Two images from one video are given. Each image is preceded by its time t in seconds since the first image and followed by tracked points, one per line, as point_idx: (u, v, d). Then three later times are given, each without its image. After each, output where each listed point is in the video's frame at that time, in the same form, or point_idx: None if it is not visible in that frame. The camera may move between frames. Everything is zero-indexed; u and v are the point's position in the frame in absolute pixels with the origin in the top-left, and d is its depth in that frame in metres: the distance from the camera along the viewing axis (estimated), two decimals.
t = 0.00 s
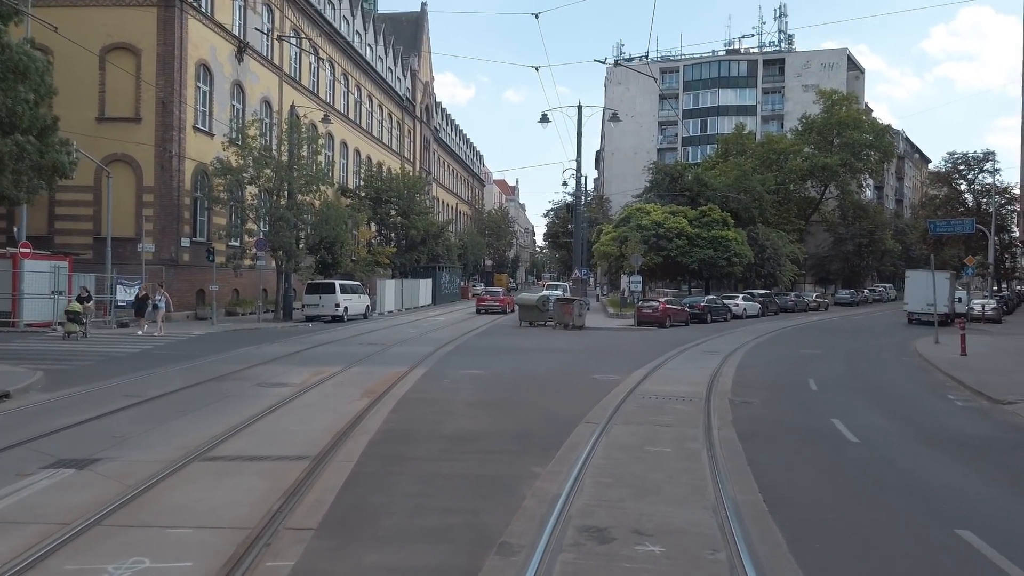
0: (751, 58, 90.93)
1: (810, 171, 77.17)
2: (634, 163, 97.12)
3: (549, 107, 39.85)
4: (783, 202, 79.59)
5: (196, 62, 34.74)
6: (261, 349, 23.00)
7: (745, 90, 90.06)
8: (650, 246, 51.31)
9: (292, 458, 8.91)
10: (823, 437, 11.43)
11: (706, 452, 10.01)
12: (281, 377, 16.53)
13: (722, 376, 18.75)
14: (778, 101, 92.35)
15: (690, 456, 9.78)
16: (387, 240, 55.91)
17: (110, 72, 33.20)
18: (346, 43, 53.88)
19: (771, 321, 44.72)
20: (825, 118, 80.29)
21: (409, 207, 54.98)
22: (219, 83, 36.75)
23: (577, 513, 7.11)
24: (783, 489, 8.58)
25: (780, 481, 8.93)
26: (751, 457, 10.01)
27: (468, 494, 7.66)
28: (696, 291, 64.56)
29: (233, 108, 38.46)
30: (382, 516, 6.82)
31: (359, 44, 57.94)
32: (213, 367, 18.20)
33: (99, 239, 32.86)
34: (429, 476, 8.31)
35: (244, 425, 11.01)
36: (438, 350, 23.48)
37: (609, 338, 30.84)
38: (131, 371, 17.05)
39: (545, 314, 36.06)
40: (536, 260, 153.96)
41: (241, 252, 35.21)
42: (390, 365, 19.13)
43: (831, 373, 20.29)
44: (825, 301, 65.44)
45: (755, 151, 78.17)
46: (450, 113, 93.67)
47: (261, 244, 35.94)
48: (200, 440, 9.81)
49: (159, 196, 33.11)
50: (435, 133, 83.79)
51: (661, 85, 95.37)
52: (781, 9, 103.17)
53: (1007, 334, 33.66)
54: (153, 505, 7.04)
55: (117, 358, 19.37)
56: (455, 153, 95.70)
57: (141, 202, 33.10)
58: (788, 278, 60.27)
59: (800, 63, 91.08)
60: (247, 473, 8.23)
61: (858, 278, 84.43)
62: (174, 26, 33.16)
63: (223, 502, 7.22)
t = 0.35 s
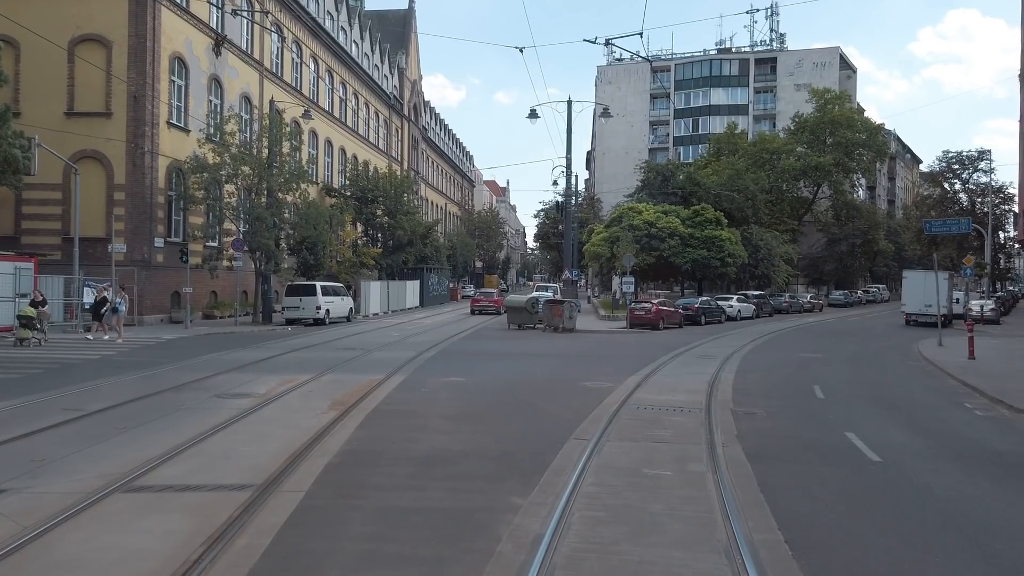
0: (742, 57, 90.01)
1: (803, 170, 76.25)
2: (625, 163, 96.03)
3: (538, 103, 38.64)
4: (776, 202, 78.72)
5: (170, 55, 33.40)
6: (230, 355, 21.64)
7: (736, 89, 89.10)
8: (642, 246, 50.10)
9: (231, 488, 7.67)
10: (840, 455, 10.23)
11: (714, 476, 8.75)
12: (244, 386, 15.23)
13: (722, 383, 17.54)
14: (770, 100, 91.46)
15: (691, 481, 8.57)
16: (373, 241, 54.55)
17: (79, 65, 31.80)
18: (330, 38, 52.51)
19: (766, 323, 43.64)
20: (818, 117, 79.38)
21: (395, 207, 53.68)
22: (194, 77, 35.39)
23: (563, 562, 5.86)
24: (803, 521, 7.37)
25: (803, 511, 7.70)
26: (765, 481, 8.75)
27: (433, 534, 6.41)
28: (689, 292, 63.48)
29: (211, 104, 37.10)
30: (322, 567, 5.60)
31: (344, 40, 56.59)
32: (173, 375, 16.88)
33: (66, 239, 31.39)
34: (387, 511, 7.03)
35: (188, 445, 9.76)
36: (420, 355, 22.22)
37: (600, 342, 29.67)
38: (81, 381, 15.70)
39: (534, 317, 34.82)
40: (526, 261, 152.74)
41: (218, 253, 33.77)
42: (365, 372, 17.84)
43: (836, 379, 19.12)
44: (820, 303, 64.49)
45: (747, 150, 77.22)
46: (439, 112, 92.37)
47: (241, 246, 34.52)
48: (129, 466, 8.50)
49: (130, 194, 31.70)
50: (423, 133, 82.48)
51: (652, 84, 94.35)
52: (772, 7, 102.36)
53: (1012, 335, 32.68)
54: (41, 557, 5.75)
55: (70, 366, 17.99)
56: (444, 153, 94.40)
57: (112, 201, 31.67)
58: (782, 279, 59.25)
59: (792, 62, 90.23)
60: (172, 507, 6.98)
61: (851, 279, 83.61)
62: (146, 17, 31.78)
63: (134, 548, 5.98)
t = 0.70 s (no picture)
0: (733, 54, 89.07)
1: (795, 168, 75.33)
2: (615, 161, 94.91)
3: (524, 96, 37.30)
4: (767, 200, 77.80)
5: (141, 45, 31.96)
6: (196, 360, 20.30)
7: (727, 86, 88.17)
8: (633, 245, 48.92)
9: (146, 528, 6.39)
10: (860, 475, 9.04)
11: (721, 505, 7.55)
12: (200, 395, 13.93)
13: (720, 390, 16.33)
14: (761, 98, 90.56)
15: (696, 512, 7.35)
16: (357, 240, 53.16)
17: (44, 55, 30.35)
18: (311, 32, 51.06)
19: (760, 323, 42.61)
20: (809, 115, 78.49)
21: (380, 205, 52.36)
22: (167, 69, 33.95)
23: None
24: (831, 565, 6.16)
25: (830, 550, 6.50)
26: (780, 510, 7.57)
27: None
28: (680, 292, 62.43)
29: (185, 97, 35.67)
30: None
31: (327, 35, 55.14)
32: (126, 382, 15.55)
33: (30, 237, 29.94)
34: (327, 558, 5.79)
35: (115, 470, 8.47)
36: (399, 360, 20.91)
37: (590, 344, 28.48)
38: (23, 390, 14.36)
39: (522, 318, 33.55)
40: (516, 261, 151.55)
41: (191, 253, 32.30)
42: (336, 379, 16.57)
43: (840, 384, 18.00)
44: (813, 302, 63.56)
45: (738, 148, 76.27)
46: (426, 109, 91.01)
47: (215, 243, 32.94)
48: (33, 498, 7.22)
49: (97, 190, 30.29)
50: (410, 130, 81.13)
51: (642, 82, 93.30)
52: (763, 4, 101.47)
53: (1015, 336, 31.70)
54: None
55: (15, 373, 16.62)
56: (431, 151, 93.07)
57: (78, 197, 30.23)
58: (775, 278, 58.25)
59: (783, 59, 89.35)
60: (65, 556, 5.71)
61: (843, 278, 82.78)
62: (114, 4, 30.33)
63: None
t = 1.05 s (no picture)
0: (724, 51, 88.09)
1: (786, 166, 74.41)
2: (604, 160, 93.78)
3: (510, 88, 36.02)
4: (758, 199, 76.92)
5: (108, 33, 30.49)
6: (156, 365, 18.93)
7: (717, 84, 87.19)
8: (623, 243, 47.73)
9: None
10: (888, 503, 7.86)
11: (733, 546, 6.31)
12: (147, 405, 12.59)
13: (718, 397, 15.15)
14: (751, 96, 89.61)
15: (703, 557, 6.11)
16: (339, 238, 51.75)
17: (6, 44, 28.90)
18: (291, 24, 49.57)
19: (753, 324, 41.55)
20: (800, 112, 77.59)
21: (363, 202, 50.99)
22: (137, 59, 32.50)
23: None
24: None
25: None
26: (802, 550, 6.34)
27: None
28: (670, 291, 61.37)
29: (157, 89, 34.23)
30: None
31: (309, 28, 53.74)
32: (71, 391, 14.20)
33: None
34: None
35: (15, 502, 7.17)
36: (375, 364, 19.64)
37: (579, 346, 27.27)
38: None
39: (508, 318, 32.30)
40: (504, 260, 150.16)
41: (161, 252, 30.81)
42: (303, 386, 15.26)
43: (846, 390, 16.83)
44: (805, 302, 62.61)
45: (729, 145, 75.29)
46: (413, 106, 89.61)
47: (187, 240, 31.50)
48: None
49: (61, 186, 28.85)
50: (396, 127, 79.69)
51: (631, 79, 92.19)
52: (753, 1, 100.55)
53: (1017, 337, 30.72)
54: None
55: None
56: (418, 149, 91.67)
57: (41, 192, 28.79)
58: (767, 277, 57.23)
59: (773, 56, 88.41)
60: None
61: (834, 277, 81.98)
62: None
63: None
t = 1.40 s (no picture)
0: (712, 48, 87.11)
1: (775, 164, 73.51)
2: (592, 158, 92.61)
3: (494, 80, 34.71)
4: (747, 197, 76.06)
5: (71, 19, 29.01)
6: (108, 371, 17.48)
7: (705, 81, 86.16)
8: (611, 242, 46.57)
9: None
10: (927, 541, 6.67)
11: None
12: (81, 418, 11.24)
13: (717, 405, 13.92)
14: (740, 94, 88.66)
15: None
16: (320, 237, 50.26)
17: None
18: (268, 15, 47.99)
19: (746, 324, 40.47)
20: (790, 110, 76.71)
21: (344, 199, 49.57)
22: (103, 47, 31.04)
23: None
24: None
25: None
26: None
27: None
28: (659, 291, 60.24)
29: (125, 79, 32.75)
30: None
31: (288, 20, 52.21)
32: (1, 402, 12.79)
33: None
34: None
35: None
36: (347, 369, 18.32)
37: (566, 348, 26.03)
38: None
39: (492, 320, 30.96)
40: (492, 261, 148.83)
41: (126, 250, 29.22)
42: (263, 395, 13.91)
43: (851, 397, 15.67)
44: (795, 302, 61.66)
45: (718, 143, 74.33)
46: (397, 103, 88.16)
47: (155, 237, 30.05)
48: None
49: (19, 180, 27.37)
50: (381, 123, 78.20)
51: (619, 77, 91.09)
52: None
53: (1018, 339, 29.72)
54: None
55: None
56: (403, 147, 90.22)
57: None
58: (758, 277, 56.19)
59: (762, 54, 87.46)
60: None
61: (824, 277, 81.19)
62: None
63: None
